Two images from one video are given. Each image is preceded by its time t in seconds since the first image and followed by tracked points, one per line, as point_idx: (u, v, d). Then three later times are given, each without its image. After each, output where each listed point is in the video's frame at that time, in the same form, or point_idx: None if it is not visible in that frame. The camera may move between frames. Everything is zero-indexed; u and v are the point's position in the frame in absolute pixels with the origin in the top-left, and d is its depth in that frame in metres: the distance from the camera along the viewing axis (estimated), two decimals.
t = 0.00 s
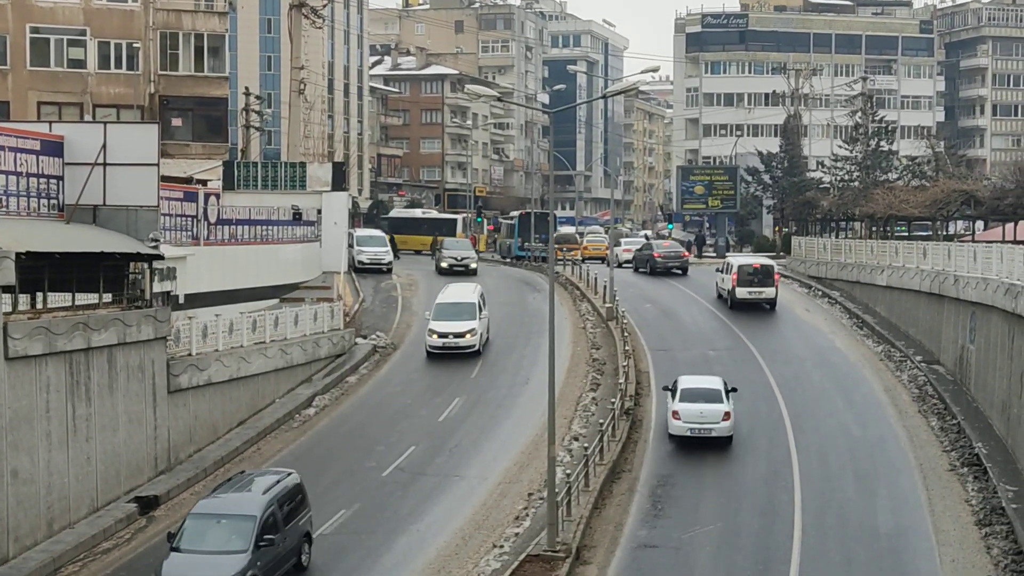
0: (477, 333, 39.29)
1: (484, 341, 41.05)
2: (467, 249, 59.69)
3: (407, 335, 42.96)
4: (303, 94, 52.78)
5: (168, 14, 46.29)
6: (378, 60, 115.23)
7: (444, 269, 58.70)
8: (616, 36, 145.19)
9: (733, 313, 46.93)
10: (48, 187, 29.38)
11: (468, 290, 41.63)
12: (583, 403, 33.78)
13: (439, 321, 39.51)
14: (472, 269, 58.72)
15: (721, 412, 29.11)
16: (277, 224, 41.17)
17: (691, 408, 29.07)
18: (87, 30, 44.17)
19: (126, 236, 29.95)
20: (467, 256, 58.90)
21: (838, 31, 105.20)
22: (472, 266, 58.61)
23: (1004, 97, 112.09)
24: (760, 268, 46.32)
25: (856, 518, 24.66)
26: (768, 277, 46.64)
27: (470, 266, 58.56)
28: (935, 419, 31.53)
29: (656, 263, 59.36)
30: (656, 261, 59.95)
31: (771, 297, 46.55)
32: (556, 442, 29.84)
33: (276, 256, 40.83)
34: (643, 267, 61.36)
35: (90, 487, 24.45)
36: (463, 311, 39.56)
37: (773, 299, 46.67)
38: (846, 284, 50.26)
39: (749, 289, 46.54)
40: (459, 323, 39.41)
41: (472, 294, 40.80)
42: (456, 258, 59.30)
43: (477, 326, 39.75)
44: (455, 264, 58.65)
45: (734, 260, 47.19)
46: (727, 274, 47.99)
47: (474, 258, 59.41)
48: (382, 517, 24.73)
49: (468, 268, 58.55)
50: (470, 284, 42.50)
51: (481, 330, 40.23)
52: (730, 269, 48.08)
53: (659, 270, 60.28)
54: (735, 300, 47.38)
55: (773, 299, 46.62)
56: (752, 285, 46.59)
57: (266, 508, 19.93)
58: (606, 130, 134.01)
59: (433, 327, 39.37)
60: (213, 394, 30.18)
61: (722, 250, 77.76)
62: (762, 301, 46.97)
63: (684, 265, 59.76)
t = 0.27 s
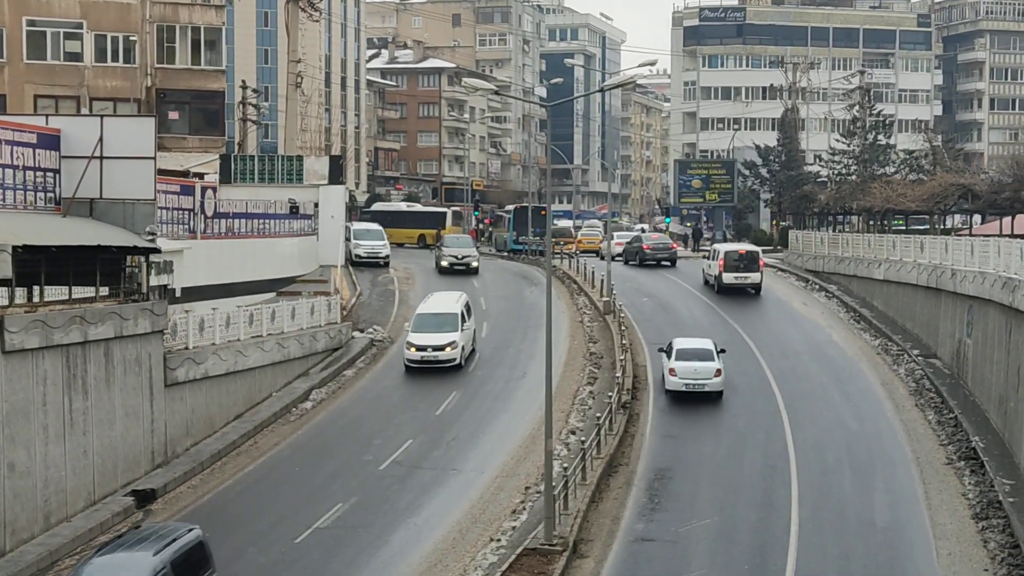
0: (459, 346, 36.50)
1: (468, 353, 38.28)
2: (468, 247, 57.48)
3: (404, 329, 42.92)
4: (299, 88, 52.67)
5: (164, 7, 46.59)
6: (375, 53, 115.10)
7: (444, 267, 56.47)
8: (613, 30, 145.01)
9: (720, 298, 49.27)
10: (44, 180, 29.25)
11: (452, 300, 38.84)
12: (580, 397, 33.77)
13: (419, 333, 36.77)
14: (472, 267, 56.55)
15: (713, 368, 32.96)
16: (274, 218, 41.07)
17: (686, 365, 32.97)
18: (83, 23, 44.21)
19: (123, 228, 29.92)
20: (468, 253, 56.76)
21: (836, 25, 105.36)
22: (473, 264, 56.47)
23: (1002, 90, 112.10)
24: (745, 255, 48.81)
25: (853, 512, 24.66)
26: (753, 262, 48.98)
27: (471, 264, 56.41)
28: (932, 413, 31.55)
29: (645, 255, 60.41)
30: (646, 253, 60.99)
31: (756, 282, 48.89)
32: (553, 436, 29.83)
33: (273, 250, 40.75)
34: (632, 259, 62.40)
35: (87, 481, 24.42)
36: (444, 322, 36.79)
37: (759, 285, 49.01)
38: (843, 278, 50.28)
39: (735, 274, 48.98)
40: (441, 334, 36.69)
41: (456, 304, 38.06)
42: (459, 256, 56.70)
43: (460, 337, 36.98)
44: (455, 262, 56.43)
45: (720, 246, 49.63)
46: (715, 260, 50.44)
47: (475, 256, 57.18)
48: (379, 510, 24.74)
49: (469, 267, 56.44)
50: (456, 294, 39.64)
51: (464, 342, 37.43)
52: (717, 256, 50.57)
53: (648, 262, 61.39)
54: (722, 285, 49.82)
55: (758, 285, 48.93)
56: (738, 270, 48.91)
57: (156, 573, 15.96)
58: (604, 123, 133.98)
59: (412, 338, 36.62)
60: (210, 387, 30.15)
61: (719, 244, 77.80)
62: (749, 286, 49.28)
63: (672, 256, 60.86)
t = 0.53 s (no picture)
0: (437, 362, 34.15)
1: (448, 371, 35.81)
2: (469, 248, 54.85)
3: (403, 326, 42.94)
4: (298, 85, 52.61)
5: (163, 4, 46.14)
6: (373, 50, 114.98)
7: (445, 270, 53.78)
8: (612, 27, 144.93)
9: (708, 287, 51.29)
10: (43, 177, 29.28)
11: (433, 313, 36.50)
12: (578, 394, 33.80)
13: (396, 348, 34.44)
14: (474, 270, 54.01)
15: (705, 339, 36.02)
16: (273, 215, 41.09)
17: (680, 336, 36.00)
18: (82, 20, 44.27)
19: (122, 225, 29.91)
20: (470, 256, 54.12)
21: (833, 22, 105.38)
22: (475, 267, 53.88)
23: (1000, 88, 112.06)
24: (734, 246, 50.89)
25: (851, 509, 24.70)
26: (741, 254, 51.10)
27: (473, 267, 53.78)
28: (929, 410, 31.60)
29: (636, 251, 61.37)
30: (637, 248, 61.88)
31: (744, 273, 51.01)
32: (551, 433, 29.86)
33: (271, 247, 40.76)
34: (624, 255, 63.38)
35: (85, 477, 24.46)
36: (422, 338, 34.49)
37: (747, 275, 51.09)
38: (841, 275, 50.32)
39: (724, 265, 51.11)
40: (418, 350, 34.33)
41: (436, 318, 35.73)
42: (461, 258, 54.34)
43: (439, 353, 34.60)
44: (457, 264, 53.79)
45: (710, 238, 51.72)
46: (704, 251, 52.65)
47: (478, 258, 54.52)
48: (377, 507, 24.76)
49: (471, 270, 53.83)
50: (438, 306, 37.29)
51: (445, 358, 35.07)
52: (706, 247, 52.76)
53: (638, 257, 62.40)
54: (711, 274, 51.98)
55: (746, 275, 51.05)
56: (726, 261, 51.04)
57: None
58: (602, 120, 134.01)
59: (388, 354, 34.28)
60: (208, 384, 30.17)
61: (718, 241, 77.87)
62: (736, 276, 51.38)
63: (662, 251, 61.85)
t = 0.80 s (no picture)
0: (411, 384, 31.72)
1: (424, 391, 33.39)
2: (470, 254, 52.41)
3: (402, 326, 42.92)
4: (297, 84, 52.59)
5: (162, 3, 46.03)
6: (372, 50, 114.97)
7: (447, 276, 51.38)
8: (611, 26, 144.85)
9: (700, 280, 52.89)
10: (42, 176, 29.27)
11: (411, 329, 34.05)
12: (577, 393, 33.79)
13: (368, 368, 32.01)
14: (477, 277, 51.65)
15: (695, 317, 38.96)
16: (272, 214, 41.08)
17: (673, 314, 38.94)
18: (81, 19, 44.16)
19: (121, 225, 29.92)
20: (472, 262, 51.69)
21: (833, 21, 105.28)
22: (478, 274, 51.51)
23: (999, 87, 112.02)
24: (724, 241, 52.44)
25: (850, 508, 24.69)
26: (732, 248, 52.70)
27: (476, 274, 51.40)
28: (929, 409, 31.58)
29: (629, 249, 61.84)
30: (630, 247, 62.30)
31: (735, 266, 52.74)
32: (550, 433, 29.84)
33: (270, 247, 40.75)
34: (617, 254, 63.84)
35: (84, 477, 24.45)
36: (396, 358, 32.10)
37: (737, 269, 52.89)
38: (841, 274, 50.30)
39: (715, 259, 52.55)
40: (391, 369, 31.93)
41: (413, 335, 33.31)
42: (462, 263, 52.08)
43: (414, 374, 32.18)
44: (458, 271, 51.37)
45: (701, 233, 53.34)
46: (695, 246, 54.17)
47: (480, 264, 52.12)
48: (377, 507, 24.74)
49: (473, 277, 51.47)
50: (416, 321, 34.88)
51: (421, 378, 32.70)
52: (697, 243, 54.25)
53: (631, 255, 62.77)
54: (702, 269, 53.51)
55: (736, 269, 52.82)
56: (717, 255, 52.67)
57: None
58: (601, 120, 134.05)
59: (359, 373, 31.87)
60: (208, 384, 30.15)
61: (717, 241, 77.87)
62: (727, 270, 52.92)
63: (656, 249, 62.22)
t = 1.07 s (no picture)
0: (376, 409, 29.27)
1: (393, 417, 30.88)
2: (471, 262, 50.00)
3: (402, 325, 42.93)
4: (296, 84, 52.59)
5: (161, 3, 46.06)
6: (372, 50, 114.97)
7: (447, 285, 49.06)
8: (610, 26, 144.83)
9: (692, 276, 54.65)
10: (42, 177, 29.25)
11: (380, 349, 31.59)
12: (577, 393, 33.80)
13: (332, 392, 29.56)
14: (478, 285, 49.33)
15: (684, 299, 42.03)
16: (271, 214, 41.09)
17: (664, 297, 41.97)
18: (80, 19, 44.10)
19: (121, 225, 29.91)
20: (472, 270, 49.34)
21: (832, 21, 105.27)
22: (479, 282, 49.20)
23: (998, 87, 112.01)
24: (716, 236, 54.38)
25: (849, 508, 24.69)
26: (723, 243, 54.75)
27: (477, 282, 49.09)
28: (928, 409, 31.58)
29: (623, 249, 62.15)
30: (625, 247, 62.52)
31: (725, 262, 54.61)
32: (550, 432, 29.84)
33: (270, 247, 40.75)
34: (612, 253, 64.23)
35: (84, 477, 24.45)
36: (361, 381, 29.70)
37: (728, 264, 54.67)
38: (840, 274, 50.30)
39: (706, 255, 54.51)
40: (356, 393, 29.45)
41: (382, 356, 30.81)
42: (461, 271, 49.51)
43: (381, 399, 29.65)
44: (458, 279, 49.01)
45: (694, 229, 55.18)
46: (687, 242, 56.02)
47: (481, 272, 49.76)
48: (376, 507, 24.72)
49: (473, 285, 49.16)
50: (387, 341, 32.38)
51: (389, 403, 30.18)
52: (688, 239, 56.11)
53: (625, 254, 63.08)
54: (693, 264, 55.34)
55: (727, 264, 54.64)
56: (709, 251, 54.50)
57: None
58: (600, 120, 134.09)
59: (322, 398, 29.41)
60: (207, 384, 30.15)
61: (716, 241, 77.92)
62: (718, 266, 54.88)
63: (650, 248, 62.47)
